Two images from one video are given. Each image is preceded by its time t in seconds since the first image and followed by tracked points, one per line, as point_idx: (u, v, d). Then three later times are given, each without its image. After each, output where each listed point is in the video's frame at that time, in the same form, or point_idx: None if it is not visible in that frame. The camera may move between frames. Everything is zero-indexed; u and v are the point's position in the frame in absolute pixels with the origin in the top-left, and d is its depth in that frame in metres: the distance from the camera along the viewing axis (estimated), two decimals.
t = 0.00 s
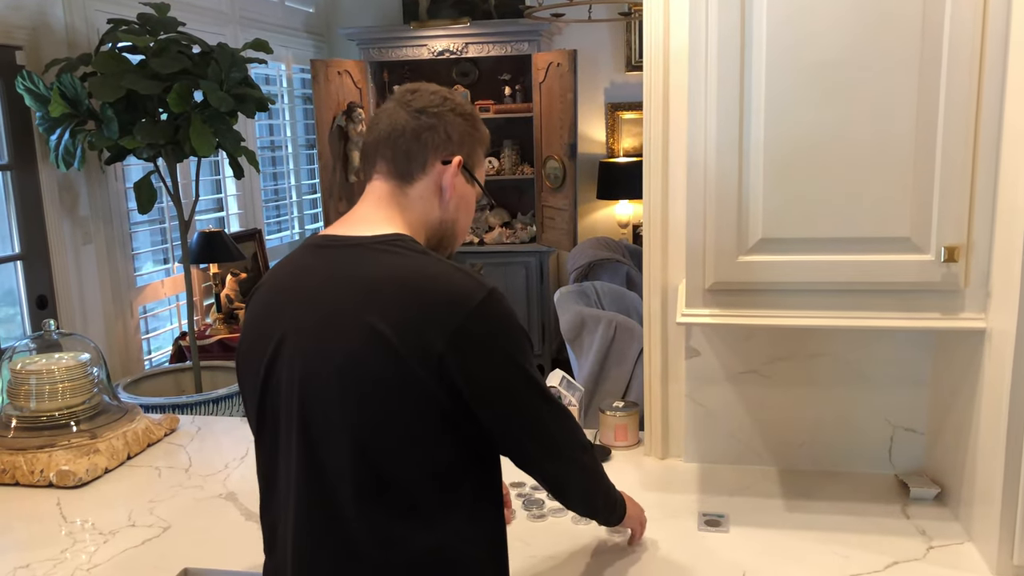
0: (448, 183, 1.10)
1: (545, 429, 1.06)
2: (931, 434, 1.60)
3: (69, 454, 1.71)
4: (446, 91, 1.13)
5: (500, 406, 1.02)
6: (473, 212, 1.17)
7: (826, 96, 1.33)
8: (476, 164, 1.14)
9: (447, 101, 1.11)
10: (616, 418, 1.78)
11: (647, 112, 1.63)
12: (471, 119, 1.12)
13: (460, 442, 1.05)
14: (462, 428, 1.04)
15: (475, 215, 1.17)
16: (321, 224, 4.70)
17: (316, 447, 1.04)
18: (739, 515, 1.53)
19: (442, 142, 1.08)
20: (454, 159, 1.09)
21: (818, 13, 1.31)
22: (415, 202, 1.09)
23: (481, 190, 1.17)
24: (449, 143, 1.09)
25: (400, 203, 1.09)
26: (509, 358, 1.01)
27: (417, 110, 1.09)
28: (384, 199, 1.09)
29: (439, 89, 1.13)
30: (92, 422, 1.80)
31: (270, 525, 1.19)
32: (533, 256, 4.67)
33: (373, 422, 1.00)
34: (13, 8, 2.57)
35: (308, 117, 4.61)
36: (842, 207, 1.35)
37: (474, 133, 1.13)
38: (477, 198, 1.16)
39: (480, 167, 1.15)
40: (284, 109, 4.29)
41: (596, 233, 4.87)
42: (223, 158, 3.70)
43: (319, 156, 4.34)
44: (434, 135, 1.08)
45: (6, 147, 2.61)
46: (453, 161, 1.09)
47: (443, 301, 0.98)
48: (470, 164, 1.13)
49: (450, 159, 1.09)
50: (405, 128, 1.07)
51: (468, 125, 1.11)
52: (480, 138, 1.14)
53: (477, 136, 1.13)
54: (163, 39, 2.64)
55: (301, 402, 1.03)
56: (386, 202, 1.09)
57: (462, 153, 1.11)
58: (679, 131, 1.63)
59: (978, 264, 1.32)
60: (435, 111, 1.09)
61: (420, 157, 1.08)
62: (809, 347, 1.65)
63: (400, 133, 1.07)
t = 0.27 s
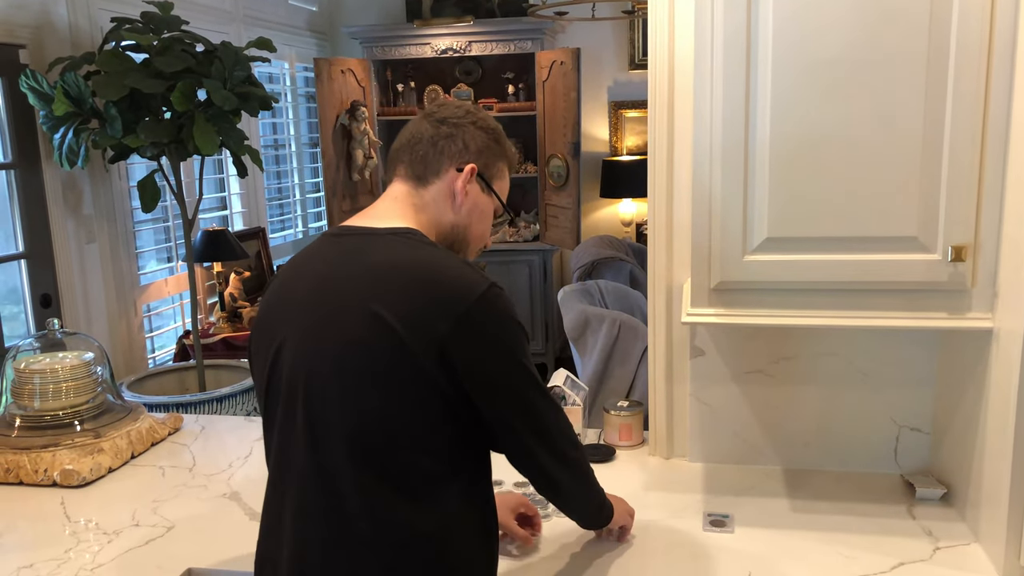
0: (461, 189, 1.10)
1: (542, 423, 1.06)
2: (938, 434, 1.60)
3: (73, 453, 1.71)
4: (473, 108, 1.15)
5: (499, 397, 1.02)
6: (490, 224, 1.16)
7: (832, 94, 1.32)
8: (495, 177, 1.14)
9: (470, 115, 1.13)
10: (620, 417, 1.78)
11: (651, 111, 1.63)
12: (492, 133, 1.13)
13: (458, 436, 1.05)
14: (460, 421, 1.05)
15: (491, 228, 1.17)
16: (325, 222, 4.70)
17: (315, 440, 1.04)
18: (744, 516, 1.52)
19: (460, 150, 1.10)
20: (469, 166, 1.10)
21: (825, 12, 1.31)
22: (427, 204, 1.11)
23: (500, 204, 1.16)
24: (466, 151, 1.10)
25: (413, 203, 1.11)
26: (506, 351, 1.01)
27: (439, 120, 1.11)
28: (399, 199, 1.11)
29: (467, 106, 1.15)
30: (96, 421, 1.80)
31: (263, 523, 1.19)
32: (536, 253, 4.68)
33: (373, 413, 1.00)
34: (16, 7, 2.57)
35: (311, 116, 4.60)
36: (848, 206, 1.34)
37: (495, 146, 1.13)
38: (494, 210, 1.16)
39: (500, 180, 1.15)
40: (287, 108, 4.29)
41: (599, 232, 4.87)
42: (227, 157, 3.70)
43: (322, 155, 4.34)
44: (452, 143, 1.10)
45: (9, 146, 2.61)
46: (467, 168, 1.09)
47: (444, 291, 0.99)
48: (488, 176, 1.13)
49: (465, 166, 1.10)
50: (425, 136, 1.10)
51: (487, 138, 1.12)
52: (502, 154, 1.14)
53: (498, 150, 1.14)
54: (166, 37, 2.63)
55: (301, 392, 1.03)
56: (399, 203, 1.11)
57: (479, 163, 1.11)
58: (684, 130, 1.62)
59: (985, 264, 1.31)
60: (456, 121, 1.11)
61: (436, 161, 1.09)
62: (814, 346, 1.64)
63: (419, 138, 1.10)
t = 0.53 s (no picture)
0: (468, 190, 1.10)
1: (535, 425, 1.04)
2: (937, 434, 1.59)
3: (72, 452, 1.71)
4: (483, 113, 1.15)
5: (489, 396, 1.00)
6: (497, 228, 1.16)
7: (832, 94, 1.32)
8: (502, 180, 1.14)
9: (479, 119, 1.13)
10: (620, 417, 1.77)
11: (651, 111, 1.62)
12: (501, 136, 1.13)
13: (450, 436, 1.05)
14: (449, 421, 1.04)
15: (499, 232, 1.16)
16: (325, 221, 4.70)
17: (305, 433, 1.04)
18: (744, 516, 1.52)
19: (468, 152, 1.10)
20: (476, 168, 1.09)
21: (825, 11, 1.30)
22: (434, 206, 1.11)
23: (508, 209, 1.16)
24: (473, 153, 1.10)
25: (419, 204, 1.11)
26: (493, 349, 0.99)
27: (448, 123, 1.11)
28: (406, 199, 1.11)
29: (476, 111, 1.15)
30: (94, 420, 1.80)
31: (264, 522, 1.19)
32: (536, 253, 4.68)
33: (362, 411, 1.00)
34: (17, 5, 2.57)
35: (312, 114, 4.60)
36: (849, 205, 1.34)
37: (503, 150, 1.13)
38: (502, 214, 1.15)
39: (508, 184, 1.15)
40: (288, 107, 4.29)
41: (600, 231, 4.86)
42: (227, 155, 3.70)
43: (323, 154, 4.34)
44: (459, 145, 1.10)
45: (9, 144, 2.61)
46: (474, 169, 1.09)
47: (430, 286, 0.98)
48: (496, 178, 1.12)
49: (472, 167, 1.10)
50: (433, 137, 1.10)
51: (496, 141, 1.12)
52: (510, 158, 1.14)
53: (507, 154, 1.13)
54: (166, 36, 2.63)
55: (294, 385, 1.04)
56: (406, 203, 1.11)
57: (487, 165, 1.11)
58: (684, 130, 1.62)
59: (985, 264, 1.30)
60: (464, 124, 1.11)
61: (443, 162, 1.09)
62: (814, 347, 1.64)
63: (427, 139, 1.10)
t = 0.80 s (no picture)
0: (470, 185, 1.10)
1: (520, 432, 0.99)
2: (932, 432, 1.60)
3: (66, 448, 1.70)
4: (485, 104, 1.15)
5: (468, 398, 0.97)
6: (498, 221, 1.16)
7: (827, 91, 1.32)
8: (504, 174, 1.13)
9: (481, 111, 1.12)
10: (615, 414, 1.78)
11: (648, 108, 1.62)
12: (503, 129, 1.13)
13: (431, 435, 1.02)
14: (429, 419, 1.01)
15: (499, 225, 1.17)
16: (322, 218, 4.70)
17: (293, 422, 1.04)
18: (739, 513, 1.52)
19: (469, 146, 1.09)
20: (477, 163, 1.09)
21: (821, 9, 1.30)
22: (435, 200, 1.10)
23: (508, 202, 1.16)
24: (475, 147, 1.10)
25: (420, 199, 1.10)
26: (470, 350, 0.96)
27: (449, 116, 1.11)
28: (407, 193, 1.11)
29: (478, 102, 1.14)
30: (89, 416, 1.79)
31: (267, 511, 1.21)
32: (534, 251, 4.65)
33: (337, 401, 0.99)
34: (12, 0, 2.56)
35: (308, 111, 4.60)
36: (844, 203, 1.34)
37: (505, 143, 1.13)
38: (502, 208, 1.15)
39: (509, 178, 1.15)
40: (284, 103, 4.28)
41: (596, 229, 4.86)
42: (223, 152, 3.70)
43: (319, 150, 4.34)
44: (461, 139, 1.09)
45: (4, 139, 2.60)
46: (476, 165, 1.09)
47: (410, 280, 0.97)
48: (497, 173, 1.12)
49: (474, 162, 1.09)
50: (434, 130, 1.09)
51: (498, 134, 1.11)
52: (512, 151, 1.14)
53: (508, 147, 1.13)
54: (162, 31, 2.63)
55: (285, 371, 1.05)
56: (407, 197, 1.11)
57: (488, 160, 1.11)
58: (680, 127, 1.62)
59: (980, 262, 1.30)
60: (466, 117, 1.10)
61: (445, 156, 1.09)
62: (810, 345, 1.64)
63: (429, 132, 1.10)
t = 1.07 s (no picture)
0: (470, 186, 1.11)
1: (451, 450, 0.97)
2: (928, 431, 1.60)
3: (64, 447, 1.71)
4: (482, 99, 1.14)
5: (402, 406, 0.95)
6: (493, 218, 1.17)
7: (823, 91, 1.32)
8: (501, 172, 1.15)
9: (480, 109, 1.12)
10: (612, 414, 1.78)
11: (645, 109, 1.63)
12: (501, 127, 1.13)
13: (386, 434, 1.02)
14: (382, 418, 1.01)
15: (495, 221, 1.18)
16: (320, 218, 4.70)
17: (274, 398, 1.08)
18: (736, 512, 1.53)
19: (469, 146, 1.10)
20: (477, 163, 1.10)
21: (818, 8, 1.31)
22: (434, 201, 1.11)
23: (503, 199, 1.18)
24: (475, 147, 1.10)
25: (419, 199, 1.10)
26: (412, 358, 0.94)
27: (449, 114, 1.10)
28: (405, 192, 1.11)
29: (475, 97, 1.14)
30: (88, 415, 1.80)
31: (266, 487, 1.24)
32: (530, 250, 4.68)
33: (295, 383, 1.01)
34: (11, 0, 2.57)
35: (307, 111, 4.60)
36: (840, 203, 1.34)
37: (503, 142, 1.13)
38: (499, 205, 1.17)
39: (506, 175, 1.16)
40: (283, 103, 4.29)
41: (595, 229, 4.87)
42: (222, 152, 3.70)
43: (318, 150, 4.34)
44: (461, 138, 1.09)
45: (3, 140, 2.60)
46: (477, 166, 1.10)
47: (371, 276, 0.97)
48: (495, 171, 1.13)
49: (474, 163, 1.10)
50: (435, 128, 1.09)
51: (496, 133, 1.12)
52: (509, 148, 1.15)
53: (506, 145, 1.14)
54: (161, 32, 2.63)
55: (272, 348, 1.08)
56: (405, 197, 1.10)
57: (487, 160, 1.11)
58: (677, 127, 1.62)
59: (976, 262, 1.31)
60: (466, 115, 1.10)
61: (446, 157, 1.09)
62: (807, 344, 1.64)
63: (429, 131, 1.09)
